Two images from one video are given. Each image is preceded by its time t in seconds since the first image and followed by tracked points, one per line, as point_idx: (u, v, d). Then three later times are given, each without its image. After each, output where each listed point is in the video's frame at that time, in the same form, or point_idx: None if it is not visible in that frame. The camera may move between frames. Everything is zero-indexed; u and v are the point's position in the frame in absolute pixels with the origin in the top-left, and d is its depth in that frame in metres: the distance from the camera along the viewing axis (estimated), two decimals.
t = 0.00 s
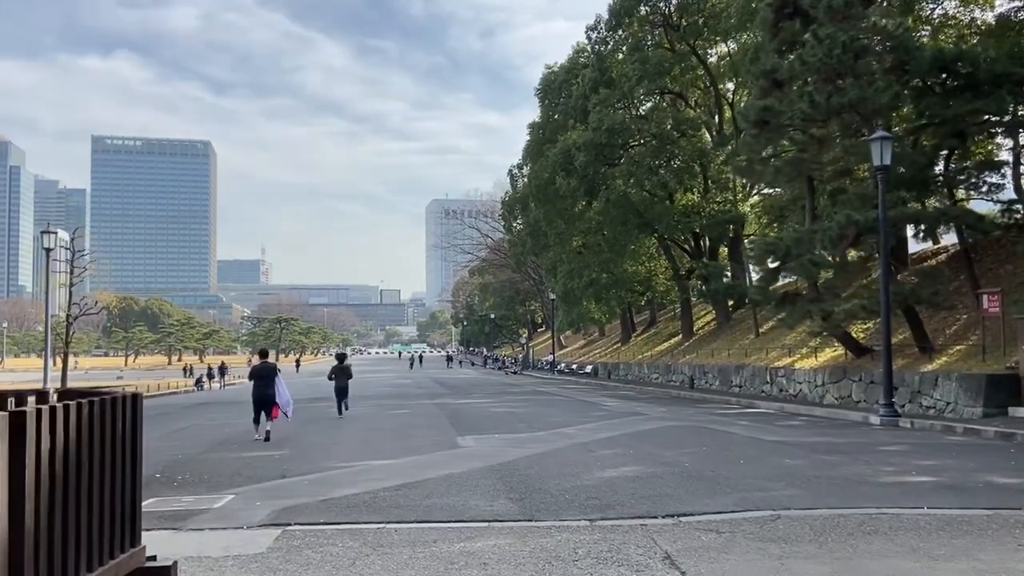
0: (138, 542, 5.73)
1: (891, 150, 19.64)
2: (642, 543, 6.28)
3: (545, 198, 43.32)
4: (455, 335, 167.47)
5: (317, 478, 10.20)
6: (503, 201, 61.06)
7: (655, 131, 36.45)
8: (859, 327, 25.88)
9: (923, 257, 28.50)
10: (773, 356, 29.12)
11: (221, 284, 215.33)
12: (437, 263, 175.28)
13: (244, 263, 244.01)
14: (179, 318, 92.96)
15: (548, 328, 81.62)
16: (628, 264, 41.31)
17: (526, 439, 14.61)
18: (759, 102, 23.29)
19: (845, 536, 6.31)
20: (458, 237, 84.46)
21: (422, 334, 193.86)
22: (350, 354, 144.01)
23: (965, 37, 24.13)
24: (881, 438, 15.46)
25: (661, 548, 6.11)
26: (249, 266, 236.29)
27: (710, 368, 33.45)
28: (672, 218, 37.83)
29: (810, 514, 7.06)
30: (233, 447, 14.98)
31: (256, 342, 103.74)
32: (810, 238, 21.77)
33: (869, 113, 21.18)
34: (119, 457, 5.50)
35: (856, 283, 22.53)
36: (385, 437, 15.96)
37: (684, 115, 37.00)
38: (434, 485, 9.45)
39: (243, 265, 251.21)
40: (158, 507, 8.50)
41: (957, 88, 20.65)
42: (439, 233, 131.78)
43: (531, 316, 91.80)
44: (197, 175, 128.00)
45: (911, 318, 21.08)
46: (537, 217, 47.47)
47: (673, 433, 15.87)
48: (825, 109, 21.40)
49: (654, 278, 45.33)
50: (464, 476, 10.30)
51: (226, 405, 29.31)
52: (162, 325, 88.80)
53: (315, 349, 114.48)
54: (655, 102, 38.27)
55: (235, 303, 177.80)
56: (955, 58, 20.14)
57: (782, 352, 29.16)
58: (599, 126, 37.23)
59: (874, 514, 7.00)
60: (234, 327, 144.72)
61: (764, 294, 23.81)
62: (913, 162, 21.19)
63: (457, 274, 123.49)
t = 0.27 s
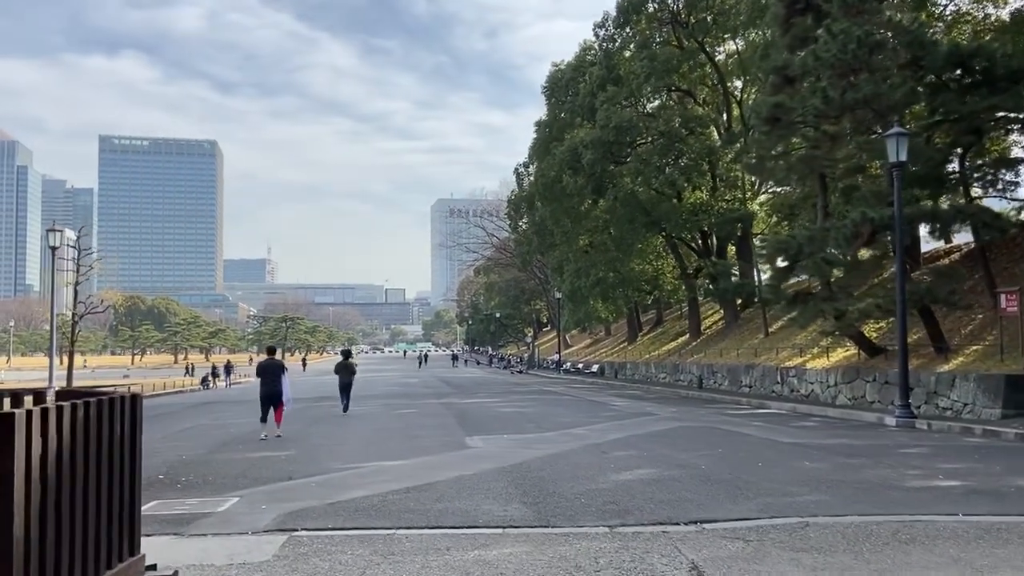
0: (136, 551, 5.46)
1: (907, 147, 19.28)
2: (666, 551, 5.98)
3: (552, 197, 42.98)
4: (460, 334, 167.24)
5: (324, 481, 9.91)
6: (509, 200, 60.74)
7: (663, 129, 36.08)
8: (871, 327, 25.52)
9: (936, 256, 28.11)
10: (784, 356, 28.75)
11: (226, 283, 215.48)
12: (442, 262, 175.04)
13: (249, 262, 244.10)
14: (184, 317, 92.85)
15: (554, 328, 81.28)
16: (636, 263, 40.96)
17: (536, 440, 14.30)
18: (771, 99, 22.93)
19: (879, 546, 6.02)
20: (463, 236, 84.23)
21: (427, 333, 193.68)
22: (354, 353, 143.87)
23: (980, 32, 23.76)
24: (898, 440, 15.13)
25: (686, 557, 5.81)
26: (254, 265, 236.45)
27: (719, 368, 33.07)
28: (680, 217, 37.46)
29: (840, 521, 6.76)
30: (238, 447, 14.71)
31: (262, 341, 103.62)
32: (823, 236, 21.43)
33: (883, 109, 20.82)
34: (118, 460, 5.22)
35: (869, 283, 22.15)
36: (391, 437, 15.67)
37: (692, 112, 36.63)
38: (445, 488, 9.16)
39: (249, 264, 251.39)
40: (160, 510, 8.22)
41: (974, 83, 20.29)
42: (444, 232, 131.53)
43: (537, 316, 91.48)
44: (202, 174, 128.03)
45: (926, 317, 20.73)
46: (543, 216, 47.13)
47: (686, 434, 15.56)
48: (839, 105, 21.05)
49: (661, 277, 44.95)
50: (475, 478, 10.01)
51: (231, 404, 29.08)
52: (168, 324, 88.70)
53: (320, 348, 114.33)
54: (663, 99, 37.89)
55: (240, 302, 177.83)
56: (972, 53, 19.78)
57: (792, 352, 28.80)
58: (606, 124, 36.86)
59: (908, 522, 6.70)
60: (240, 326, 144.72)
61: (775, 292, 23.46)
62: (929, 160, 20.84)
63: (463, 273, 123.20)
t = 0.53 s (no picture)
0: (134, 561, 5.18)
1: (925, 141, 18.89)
2: (695, 564, 5.65)
3: (560, 194, 42.66)
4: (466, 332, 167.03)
5: (331, 484, 9.60)
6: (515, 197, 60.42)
7: (672, 124, 35.68)
8: (886, 326, 25.15)
9: (951, 253, 27.68)
10: (796, 355, 28.37)
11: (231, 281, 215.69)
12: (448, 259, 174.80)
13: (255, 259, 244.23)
14: (190, 314, 92.75)
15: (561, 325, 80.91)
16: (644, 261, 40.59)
17: (548, 442, 13.97)
18: (785, 93, 22.56)
19: (921, 558, 5.69)
20: (469, 233, 83.93)
21: (432, 331, 193.53)
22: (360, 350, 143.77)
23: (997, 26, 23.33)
24: (918, 442, 14.77)
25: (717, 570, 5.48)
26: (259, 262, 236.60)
27: (729, 366, 32.69)
28: (690, 214, 37.07)
29: (874, 532, 6.43)
30: (244, 447, 14.41)
31: (268, 339, 103.56)
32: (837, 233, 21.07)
33: (900, 103, 20.43)
34: (116, 467, 4.91)
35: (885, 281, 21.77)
36: (399, 438, 15.36)
37: (702, 108, 36.24)
38: (457, 492, 8.85)
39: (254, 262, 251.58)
40: (163, 515, 7.91)
41: (993, 77, 19.90)
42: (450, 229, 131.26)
43: (543, 314, 91.13)
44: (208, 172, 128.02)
45: (944, 316, 20.36)
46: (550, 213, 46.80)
47: (700, 435, 15.21)
48: (855, 99, 20.67)
49: (669, 274, 44.56)
50: (488, 481, 9.69)
51: (236, 402, 28.82)
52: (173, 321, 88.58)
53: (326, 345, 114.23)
54: (672, 95, 37.49)
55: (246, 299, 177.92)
56: (991, 46, 19.38)
57: (804, 351, 28.41)
58: (615, 120, 36.49)
59: (946, 532, 6.40)
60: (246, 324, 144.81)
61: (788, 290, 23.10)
62: (947, 155, 20.44)
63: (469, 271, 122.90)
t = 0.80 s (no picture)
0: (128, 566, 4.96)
1: (944, 136, 18.53)
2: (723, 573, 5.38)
3: (568, 190, 42.43)
4: (473, 329, 167.13)
5: (338, 484, 9.33)
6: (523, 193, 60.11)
7: (683, 120, 35.29)
8: (900, 324, 24.80)
9: (965, 250, 27.29)
10: (808, 353, 28.00)
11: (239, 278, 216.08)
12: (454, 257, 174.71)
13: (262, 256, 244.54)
14: (198, 310, 92.76)
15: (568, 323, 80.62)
16: (653, 258, 40.27)
17: (558, 440, 13.68)
18: (798, 87, 22.19)
19: (960, 568, 5.41)
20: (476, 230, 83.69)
21: (439, 328, 193.44)
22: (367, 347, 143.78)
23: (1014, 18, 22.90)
24: (939, 442, 14.44)
25: None
26: (266, 259, 236.98)
27: (740, 364, 32.33)
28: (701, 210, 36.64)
29: (909, 540, 6.13)
30: (250, 445, 14.17)
31: (275, 335, 103.57)
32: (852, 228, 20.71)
33: (918, 96, 20.03)
34: (110, 468, 4.67)
35: (900, 278, 21.41)
36: (407, 436, 15.09)
37: (712, 104, 35.86)
38: (468, 493, 8.57)
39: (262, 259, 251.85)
40: (165, 517, 7.67)
41: (1012, 70, 19.49)
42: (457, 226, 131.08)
43: (550, 311, 90.81)
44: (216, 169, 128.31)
45: (962, 313, 19.99)
46: (558, 210, 46.49)
47: (714, 434, 14.90)
48: (871, 92, 20.29)
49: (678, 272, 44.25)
50: (499, 482, 9.42)
51: (241, 399, 28.57)
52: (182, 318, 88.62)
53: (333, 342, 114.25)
54: (682, 91, 37.04)
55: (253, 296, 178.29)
56: (1011, 38, 18.96)
57: (816, 349, 28.04)
58: (624, 115, 36.13)
59: (983, 539, 6.15)
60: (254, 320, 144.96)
61: (801, 286, 22.73)
62: (965, 150, 20.06)
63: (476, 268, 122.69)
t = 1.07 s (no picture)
0: None
1: (964, 127, 18.10)
2: None
3: (577, 185, 42.01)
4: (480, 325, 167.03)
5: (344, 485, 9.02)
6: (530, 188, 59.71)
7: (694, 113, 34.81)
8: (916, 320, 24.37)
9: (980, 245, 26.81)
10: (821, 349, 27.59)
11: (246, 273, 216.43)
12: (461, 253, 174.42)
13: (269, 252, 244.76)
14: (206, 306, 92.75)
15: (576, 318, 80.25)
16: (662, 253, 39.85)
17: (569, 439, 13.37)
18: (813, 78, 21.74)
19: None
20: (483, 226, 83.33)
21: (446, 324, 193.28)
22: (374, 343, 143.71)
23: None
24: (960, 441, 14.06)
25: None
26: (273, 255, 237.25)
27: (751, 361, 31.92)
28: (712, 205, 36.18)
29: (946, 549, 5.80)
30: (254, 443, 13.90)
31: (282, 331, 103.53)
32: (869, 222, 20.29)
33: (937, 87, 19.58)
34: (96, 473, 4.30)
35: (917, 273, 20.99)
36: (415, 433, 14.78)
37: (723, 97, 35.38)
38: (478, 495, 8.26)
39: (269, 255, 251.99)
40: (164, 519, 7.37)
41: None
42: (464, 222, 130.75)
43: (557, 307, 90.42)
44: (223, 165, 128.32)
45: (980, 309, 19.57)
46: (566, 205, 46.08)
47: (729, 433, 14.56)
48: (889, 83, 19.85)
49: (688, 267, 43.80)
50: (510, 483, 9.11)
51: (247, 395, 28.32)
52: (189, 314, 88.64)
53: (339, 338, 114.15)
54: (692, 84, 36.56)
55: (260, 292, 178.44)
56: None
57: (829, 345, 27.62)
58: (634, 109, 35.67)
59: None
60: (261, 316, 145.05)
61: (815, 281, 22.32)
62: (985, 142, 19.61)
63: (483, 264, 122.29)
